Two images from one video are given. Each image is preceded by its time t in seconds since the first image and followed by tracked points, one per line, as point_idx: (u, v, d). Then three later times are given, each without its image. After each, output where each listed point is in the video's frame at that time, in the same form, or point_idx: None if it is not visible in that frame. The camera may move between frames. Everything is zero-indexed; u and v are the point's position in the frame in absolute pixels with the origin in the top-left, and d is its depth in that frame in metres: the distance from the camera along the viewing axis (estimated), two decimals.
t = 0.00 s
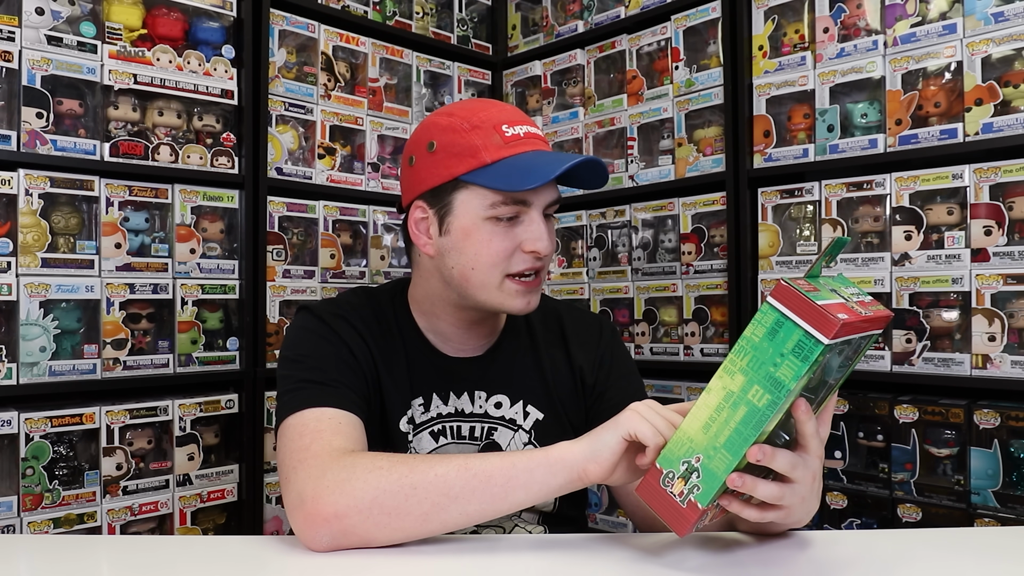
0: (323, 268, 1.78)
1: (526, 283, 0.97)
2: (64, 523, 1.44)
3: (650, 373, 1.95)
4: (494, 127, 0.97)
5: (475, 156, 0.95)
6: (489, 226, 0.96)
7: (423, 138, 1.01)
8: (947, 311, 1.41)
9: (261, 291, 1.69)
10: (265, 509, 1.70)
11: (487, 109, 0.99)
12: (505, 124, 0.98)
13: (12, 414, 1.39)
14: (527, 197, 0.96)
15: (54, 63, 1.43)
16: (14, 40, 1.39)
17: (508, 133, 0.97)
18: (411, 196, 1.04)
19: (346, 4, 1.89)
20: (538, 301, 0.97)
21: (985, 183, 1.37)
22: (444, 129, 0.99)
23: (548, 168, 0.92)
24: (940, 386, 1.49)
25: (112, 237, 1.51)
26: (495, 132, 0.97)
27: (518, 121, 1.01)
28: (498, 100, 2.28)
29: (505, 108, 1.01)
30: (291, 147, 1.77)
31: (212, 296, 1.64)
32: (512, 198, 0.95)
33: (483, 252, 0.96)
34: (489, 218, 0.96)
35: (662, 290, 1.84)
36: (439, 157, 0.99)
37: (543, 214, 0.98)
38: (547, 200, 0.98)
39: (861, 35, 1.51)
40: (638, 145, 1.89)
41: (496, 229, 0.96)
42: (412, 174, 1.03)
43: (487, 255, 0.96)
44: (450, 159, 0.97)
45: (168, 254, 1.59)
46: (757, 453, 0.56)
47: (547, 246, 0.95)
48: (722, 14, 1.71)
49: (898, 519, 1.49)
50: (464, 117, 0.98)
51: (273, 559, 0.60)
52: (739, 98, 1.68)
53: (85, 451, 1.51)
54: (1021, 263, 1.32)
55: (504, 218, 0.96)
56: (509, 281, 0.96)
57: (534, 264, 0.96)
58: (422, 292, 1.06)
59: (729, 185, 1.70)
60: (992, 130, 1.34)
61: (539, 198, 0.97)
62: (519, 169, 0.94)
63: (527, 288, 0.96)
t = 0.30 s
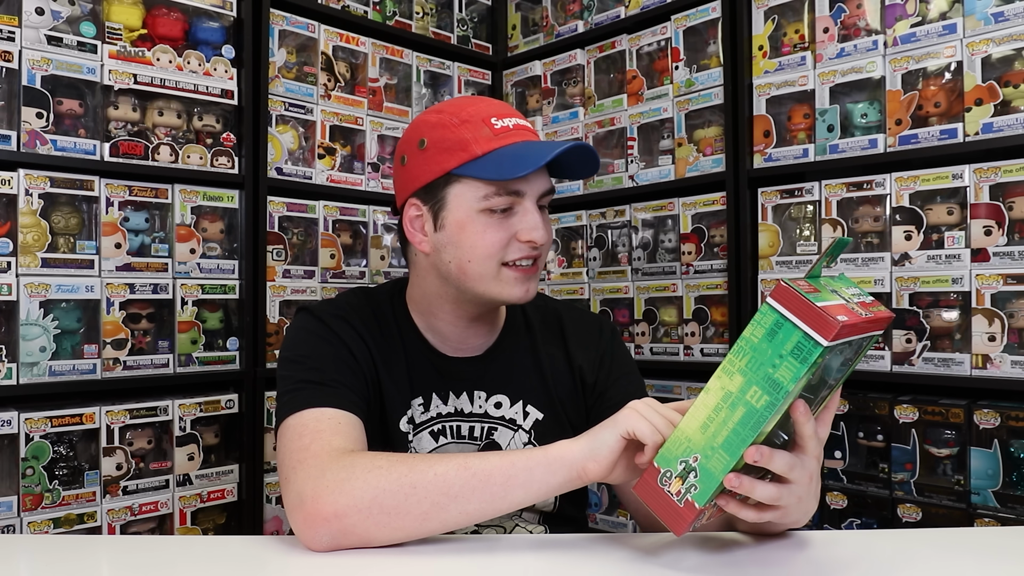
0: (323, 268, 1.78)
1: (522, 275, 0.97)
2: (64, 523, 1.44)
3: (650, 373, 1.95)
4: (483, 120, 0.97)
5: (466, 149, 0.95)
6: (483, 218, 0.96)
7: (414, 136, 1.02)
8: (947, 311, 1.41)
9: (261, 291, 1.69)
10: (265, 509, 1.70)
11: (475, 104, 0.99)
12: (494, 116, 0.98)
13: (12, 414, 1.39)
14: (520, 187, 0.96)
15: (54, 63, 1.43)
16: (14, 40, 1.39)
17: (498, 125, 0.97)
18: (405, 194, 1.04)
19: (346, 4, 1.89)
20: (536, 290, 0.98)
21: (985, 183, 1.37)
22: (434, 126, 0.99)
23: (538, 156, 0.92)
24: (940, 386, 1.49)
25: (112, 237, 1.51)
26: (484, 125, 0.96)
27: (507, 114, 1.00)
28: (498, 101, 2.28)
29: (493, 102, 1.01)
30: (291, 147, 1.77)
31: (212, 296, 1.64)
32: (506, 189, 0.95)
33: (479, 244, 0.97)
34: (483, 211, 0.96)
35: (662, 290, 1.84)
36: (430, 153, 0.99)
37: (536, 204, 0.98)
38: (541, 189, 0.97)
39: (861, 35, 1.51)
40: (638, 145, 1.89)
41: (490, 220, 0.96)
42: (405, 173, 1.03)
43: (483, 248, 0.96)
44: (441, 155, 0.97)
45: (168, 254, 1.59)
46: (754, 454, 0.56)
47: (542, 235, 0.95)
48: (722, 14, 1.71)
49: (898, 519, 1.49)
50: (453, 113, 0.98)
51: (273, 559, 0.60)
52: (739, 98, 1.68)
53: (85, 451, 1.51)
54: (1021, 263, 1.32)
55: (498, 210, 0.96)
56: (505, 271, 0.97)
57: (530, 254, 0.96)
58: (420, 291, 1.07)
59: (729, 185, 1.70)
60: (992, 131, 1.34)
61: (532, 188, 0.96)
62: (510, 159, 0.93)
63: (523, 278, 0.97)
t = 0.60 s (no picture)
0: (323, 268, 1.78)
1: (516, 261, 0.97)
2: (64, 523, 1.44)
3: (650, 373, 1.95)
4: (468, 111, 0.97)
5: (450, 140, 0.95)
6: (472, 209, 0.97)
7: (400, 133, 1.02)
8: (947, 311, 1.41)
9: (261, 291, 1.69)
10: (266, 509, 1.70)
11: (459, 97, 0.99)
12: (478, 108, 0.98)
13: (12, 414, 1.39)
14: (508, 176, 0.96)
15: (54, 63, 1.42)
16: (14, 40, 1.39)
17: (482, 116, 0.97)
18: (394, 191, 1.04)
19: (346, 4, 1.89)
20: (530, 281, 0.97)
21: (985, 183, 1.37)
22: (419, 121, 0.99)
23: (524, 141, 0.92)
24: (940, 385, 1.49)
25: (112, 237, 1.51)
26: (468, 116, 0.97)
27: (491, 105, 1.01)
28: (498, 101, 2.28)
29: (476, 95, 1.01)
30: (291, 147, 1.77)
31: (212, 296, 1.64)
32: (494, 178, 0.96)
33: (469, 235, 0.97)
34: (472, 201, 0.97)
35: (662, 290, 1.84)
36: (417, 148, 0.99)
37: (525, 192, 0.98)
38: (529, 177, 0.98)
39: (860, 36, 1.51)
40: (638, 145, 1.89)
41: (478, 210, 0.97)
42: (393, 170, 1.04)
43: (473, 239, 0.97)
44: (427, 148, 0.97)
45: (168, 254, 1.59)
46: (752, 453, 0.56)
47: (532, 223, 0.96)
48: (722, 14, 1.71)
49: (898, 519, 1.49)
50: (438, 107, 0.98)
51: (272, 559, 0.60)
52: (739, 98, 1.68)
53: (85, 452, 1.51)
54: (1021, 263, 1.32)
55: (487, 200, 0.97)
56: (498, 262, 0.97)
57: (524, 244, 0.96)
58: (415, 289, 1.07)
59: (728, 185, 1.70)
60: (992, 131, 1.34)
61: (520, 177, 0.97)
62: (497, 148, 0.94)
63: (516, 268, 0.97)
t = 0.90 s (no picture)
0: (323, 268, 1.79)
1: (484, 249, 0.97)
2: (64, 523, 1.44)
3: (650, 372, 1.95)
4: (428, 101, 0.97)
5: (411, 130, 0.97)
6: (435, 195, 0.97)
7: (374, 129, 1.05)
8: (947, 311, 1.41)
9: (261, 291, 1.69)
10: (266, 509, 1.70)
11: (424, 89, 1.00)
12: (440, 96, 0.98)
13: (12, 414, 1.39)
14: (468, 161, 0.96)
15: (54, 63, 1.42)
16: (14, 40, 1.39)
17: (443, 104, 0.97)
18: (370, 185, 1.08)
19: (346, 4, 1.89)
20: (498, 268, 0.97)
21: (985, 183, 1.37)
22: (387, 116, 1.01)
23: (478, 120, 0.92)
24: (940, 386, 1.49)
25: (112, 237, 1.51)
26: (429, 105, 0.97)
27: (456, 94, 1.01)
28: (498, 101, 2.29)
29: (443, 86, 1.02)
30: (291, 147, 1.77)
31: (212, 296, 1.64)
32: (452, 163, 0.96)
33: (432, 221, 0.97)
34: (434, 188, 0.97)
35: (662, 290, 1.83)
36: (384, 141, 1.01)
37: (488, 176, 0.98)
38: (492, 162, 0.98)
39: (861, 35, 1.51)
40: (638, 145, 1.89)
41: (441, 195, 0.97)
42: (369, 165, 1.07)
43: (436, 225, 0.97)
44: (392, 140, 0.99)
45: (168, 254, 1.60)
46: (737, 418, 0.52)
47: (494, 206, 0.95)
48: (722, 14, 1.71)
49: (898, 519, 1.49)
50: (403, 100, 1.00)
51: (269, 558, 0.60)
52: (739, 98, 1.68)
53: (85, 452, 1.51)
54: (1021, 263, 1.31)
55: (450, 185, 0.97)
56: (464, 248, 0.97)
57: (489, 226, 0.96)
58: (403, 288, 1.07)
59: (729, 185, 1.70)
60: (992, 130, 1.34)
61: (480, 160, 0.97)
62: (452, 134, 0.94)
63: (481, 256, 0.96)
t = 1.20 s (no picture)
0: (323, 268, 1.79)
1: (452, 239, 0.95)
2: (64, 523, 1.44)
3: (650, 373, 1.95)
4: (389, 100, 0.98)
5: (372, 129, 0.97)
6: (398, 190, 0.97)
7: (343, 137, 1.06)
8: (947, 311, 1.41)
9: (261, 292, 1.69)
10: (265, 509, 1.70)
11: (385, 91, 1.01)
12: (401, 95, 0.99)
13: (12, 414, 1.39)
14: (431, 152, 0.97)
15: (54, 63, 1.42)
16: (14, 40, 1.38)
17: (403, 101, 0.97)
18: (342, 189, 1.08)
19: (346, 4, 1.89)
20: (470, 257, 0.95)
21: (985, 183, 1.37)
22: (352, 122, 1.02)
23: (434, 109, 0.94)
24: (940, 385, 1.49)
25: (112, 237, 1.51)
26: (389, 104, 0.97)
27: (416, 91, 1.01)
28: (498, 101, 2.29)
29: (404, 86, 1.03)
30: (291, 147, 1.77)
31: (212, 296, 1.64)
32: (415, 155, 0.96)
33: (397, 216, 0.96)
34: (397, 182, 0.97)
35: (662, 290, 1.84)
36: (350, 145, 1.02)
37: (451, 166, 0.98)
38: (455, 152, 0.98)
39: (861, 35, 1.51)
40: (638, 145, 1.89)
41: (405, 189, 0.97)
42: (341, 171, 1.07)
43: (401, 219, 0.96)
44: (356, 143, 1.00)
45: (168, 254, 1.59)
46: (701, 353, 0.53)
47: (458, 193, 0.95)
48: (722, 14, 1.71)
49: (898, 519, 1.49)
50: (366, 103, 1.01)
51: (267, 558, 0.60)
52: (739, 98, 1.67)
53: (85, 452, 1.51)
54: (1021, 263, 1.31)
55: (413, 178, 0.97)
56: (428, 242, 0.95)
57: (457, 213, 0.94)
58: (381, 290, 1.07)
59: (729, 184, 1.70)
60: (992, 130, 1.34)
61: (442, 150, 0.98)
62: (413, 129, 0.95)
63: (450, 246, 0.95)
